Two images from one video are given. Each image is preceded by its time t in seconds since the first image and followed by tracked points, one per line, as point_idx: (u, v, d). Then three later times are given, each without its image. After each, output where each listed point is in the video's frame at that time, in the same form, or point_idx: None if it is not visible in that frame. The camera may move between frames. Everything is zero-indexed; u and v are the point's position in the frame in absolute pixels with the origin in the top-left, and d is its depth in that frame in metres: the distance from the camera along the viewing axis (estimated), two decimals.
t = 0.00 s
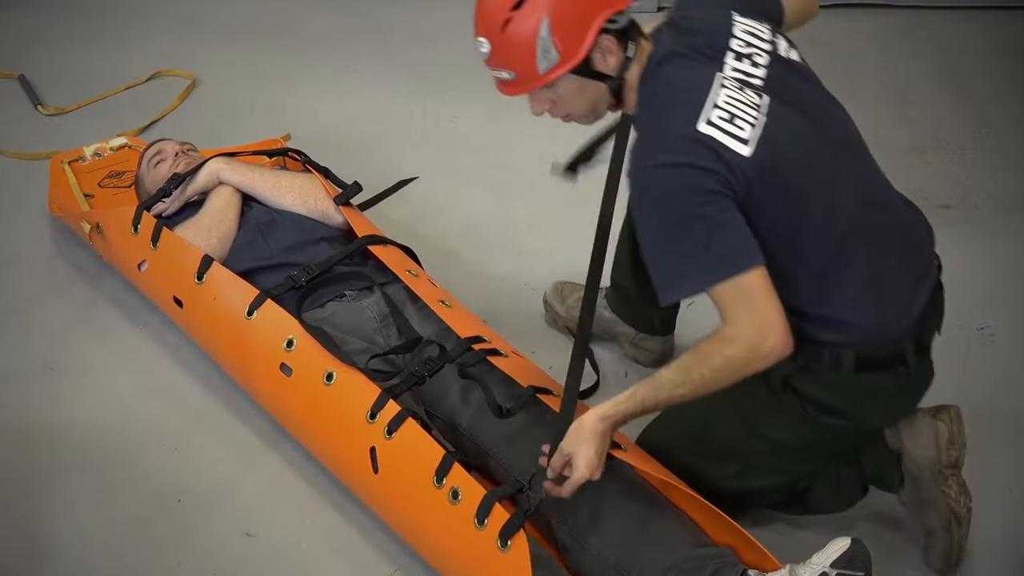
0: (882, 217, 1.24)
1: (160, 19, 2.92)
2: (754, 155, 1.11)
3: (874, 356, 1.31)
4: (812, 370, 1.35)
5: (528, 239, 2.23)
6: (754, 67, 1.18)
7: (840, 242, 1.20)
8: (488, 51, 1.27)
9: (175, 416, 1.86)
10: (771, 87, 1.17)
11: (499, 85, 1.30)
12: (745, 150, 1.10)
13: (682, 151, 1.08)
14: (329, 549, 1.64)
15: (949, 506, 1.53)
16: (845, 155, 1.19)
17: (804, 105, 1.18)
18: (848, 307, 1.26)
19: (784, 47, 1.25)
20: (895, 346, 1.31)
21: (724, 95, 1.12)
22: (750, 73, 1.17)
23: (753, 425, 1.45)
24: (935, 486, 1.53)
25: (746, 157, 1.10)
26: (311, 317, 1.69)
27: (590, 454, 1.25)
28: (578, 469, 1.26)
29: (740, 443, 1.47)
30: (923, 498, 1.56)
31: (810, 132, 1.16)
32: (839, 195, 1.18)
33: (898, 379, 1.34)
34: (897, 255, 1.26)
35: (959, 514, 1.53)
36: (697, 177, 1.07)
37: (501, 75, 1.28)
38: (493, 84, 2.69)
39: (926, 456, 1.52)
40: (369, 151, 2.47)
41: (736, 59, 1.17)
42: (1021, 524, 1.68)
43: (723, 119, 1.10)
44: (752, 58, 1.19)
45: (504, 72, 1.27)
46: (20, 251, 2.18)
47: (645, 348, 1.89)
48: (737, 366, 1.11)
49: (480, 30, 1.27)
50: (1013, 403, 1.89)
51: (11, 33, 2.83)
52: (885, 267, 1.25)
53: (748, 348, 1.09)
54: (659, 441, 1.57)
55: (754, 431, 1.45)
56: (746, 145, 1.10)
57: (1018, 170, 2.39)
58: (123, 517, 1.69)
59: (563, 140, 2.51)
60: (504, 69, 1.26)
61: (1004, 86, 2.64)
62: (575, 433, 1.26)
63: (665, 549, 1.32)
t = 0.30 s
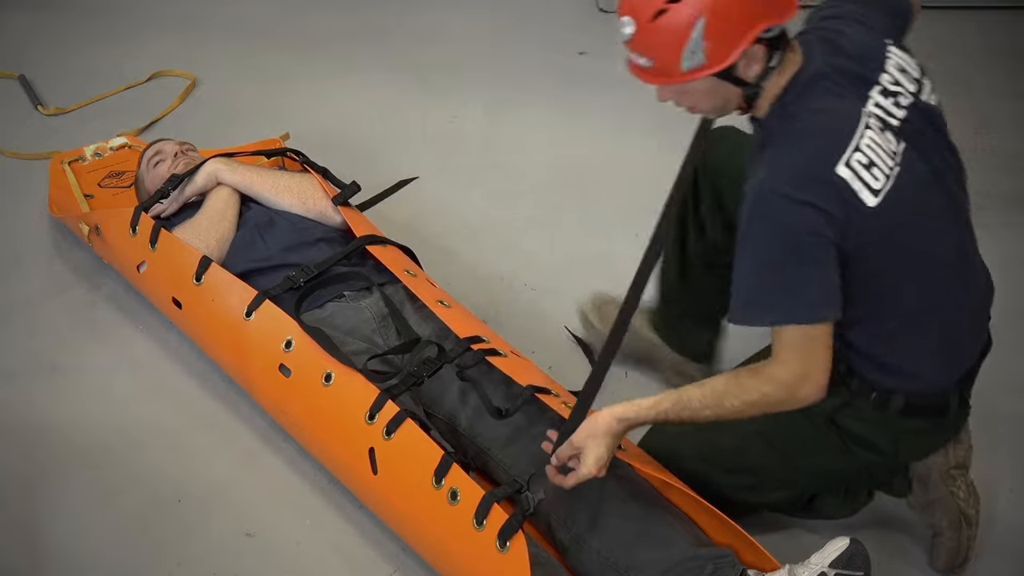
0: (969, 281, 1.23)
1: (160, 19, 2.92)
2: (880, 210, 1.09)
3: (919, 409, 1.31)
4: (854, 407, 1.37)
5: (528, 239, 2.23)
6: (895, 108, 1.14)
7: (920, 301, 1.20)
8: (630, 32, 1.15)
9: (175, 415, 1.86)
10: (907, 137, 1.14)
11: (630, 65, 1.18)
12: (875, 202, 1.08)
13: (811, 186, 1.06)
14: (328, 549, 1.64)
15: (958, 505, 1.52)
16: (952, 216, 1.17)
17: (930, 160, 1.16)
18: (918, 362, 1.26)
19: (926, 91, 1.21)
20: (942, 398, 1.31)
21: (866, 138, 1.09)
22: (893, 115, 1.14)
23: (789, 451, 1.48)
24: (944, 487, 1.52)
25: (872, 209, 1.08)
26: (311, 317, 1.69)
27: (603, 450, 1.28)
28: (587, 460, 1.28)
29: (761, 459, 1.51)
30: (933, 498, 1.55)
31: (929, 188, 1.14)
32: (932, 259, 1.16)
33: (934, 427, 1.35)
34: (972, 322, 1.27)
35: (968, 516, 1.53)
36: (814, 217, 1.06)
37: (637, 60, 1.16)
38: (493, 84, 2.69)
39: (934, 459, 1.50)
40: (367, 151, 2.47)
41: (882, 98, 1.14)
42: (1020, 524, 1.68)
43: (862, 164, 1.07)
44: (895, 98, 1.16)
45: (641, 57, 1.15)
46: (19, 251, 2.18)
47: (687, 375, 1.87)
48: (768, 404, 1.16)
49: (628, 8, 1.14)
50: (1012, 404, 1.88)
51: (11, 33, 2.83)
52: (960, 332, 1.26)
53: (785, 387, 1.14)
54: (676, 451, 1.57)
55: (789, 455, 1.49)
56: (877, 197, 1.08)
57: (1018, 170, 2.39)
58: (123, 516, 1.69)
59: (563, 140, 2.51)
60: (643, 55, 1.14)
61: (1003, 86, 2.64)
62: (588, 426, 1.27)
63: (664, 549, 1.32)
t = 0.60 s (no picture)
0: (985, 279, 1.26)
1: (160, 19, 2.92)
2: (906, 206, 1.11)
3: (946, 396, 1.32)
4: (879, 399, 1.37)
5: (528, 239, 2.23)
6: (931, 104, 1.15)
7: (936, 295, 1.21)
8: (678, 16, 1.16)
9: (176, 415, 1.86)
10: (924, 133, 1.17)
11: (673, 46, 1.20)
12: (900, 200, 1.10)
13: (843, 184, 1.08)
14: (329, 549, 1.64)
15: (972, 503, 1.55)
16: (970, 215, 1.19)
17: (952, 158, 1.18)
18: (936, 356, 1.28)
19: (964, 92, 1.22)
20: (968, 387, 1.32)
21: (898, 135, 1.10)
22: (930, 111, 1.15)
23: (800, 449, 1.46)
24: (960, 485, 1.54)
25: (898, 207, 1.10)
26: (313, 315, 1.70)
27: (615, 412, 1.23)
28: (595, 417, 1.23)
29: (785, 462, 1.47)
30: (947, 498, 1.56)
31: (954, 187, 1.15)
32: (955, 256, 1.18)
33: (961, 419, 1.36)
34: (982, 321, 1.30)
35: (980, 513, 1.56)
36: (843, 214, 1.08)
37: (681, 44, 1.18)
38: (492, 84, 2.69)
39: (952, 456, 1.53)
40: (367, 151, 2.47)
41: (921, 93, 1.14)
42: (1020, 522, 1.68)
43: (891, 161, 1.09)
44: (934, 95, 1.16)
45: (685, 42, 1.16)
46: (18, 251, 2.18)
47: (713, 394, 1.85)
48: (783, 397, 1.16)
49: None
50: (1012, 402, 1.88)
51: (11, 33, 2.83)
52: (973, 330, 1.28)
53: (802, 382, 1.14)
54: (694, 460, 1.54)
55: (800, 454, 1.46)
56: (903, 195, 1.10)
57: (1016, 171, 2.39)
58: (123, 516, 1.69)
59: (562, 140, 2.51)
60: (688, 40, 1.16)
61: (1000, 87, 2.65)
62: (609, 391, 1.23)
63: (664, 548, 1.32)
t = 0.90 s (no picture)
0: (983, 276, 1.24)
1: (161, 19, 2.93)
2: (909, 212, 1.08)
3: (927, 404, 1.31)
4: (865, 407, 1.35)
5: (527, 238, 2.23)
6: (920, 106, 1.14)
7: (933, 299, 1.19)
8: (657, 33, 1.14)
9: (175, 415, 1.86)
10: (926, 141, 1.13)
11: (652, 65, 1.19)
12: (903, 208, 1.07)
13: (844, 198, 1.04)
14: (329, 549, 1.64)
15: (969, 514, 1.53)
16: (968, 220, 1.17)
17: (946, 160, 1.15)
18: (931, 361, 1.27)
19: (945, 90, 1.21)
20: (952, 398, 1.32)
21: (893, 142, 1.08)
22: (919, 116, 1.13)
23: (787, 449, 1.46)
24: (955, 497, 1.52)
25: (902, 214, 1.07)
26: (312, 315, 1.70)
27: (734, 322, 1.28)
28: (734, 307, 1.27)
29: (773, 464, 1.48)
30: (943, 508, 1.54)
31: (946, 189, 1.13)
32: (952, 260, 1.17)
33: (945, 427, 1.35)
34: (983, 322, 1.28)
35: (979, 523, 1.54)
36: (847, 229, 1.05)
37: (662, 62, 1.16)
38: (492, 84, 2.69)
39: (946, 468, 1.50)
40: (366, 151, 2.47)
41: (909, 97, 1.13)
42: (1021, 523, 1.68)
43: (891, 170, 1.06)
44: (921, 96, 1.15)
45: (666, 60, 1.14)
46: (19, 251, 2.18)
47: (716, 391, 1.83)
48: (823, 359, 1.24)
49: (655, 9, 1.14)
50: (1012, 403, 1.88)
51: (11, 33, 2.83)
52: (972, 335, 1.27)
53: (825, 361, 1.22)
54: (691, 464, 1.55)
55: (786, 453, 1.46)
56: (905, 203, 1.07)
57: (1017, 170, 2.39)
58: (123, 516, 1.69)
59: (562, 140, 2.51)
60: (669, 58, 1.14)
61: (1000, 87, 2.65)
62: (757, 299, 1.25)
63: (665, 548, 1.32)
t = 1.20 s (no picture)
0: (965, 265, 1.26)
1: (161, 19, 2.93)
2: (895, 204, 1.10)
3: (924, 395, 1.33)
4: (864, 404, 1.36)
5: (527, 238, 2.24)
6: (865, 100, 1.18)
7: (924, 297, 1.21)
8: (602, 75, 1.14)
9: (175, 415, 1.86)
10: (891, 134, 1.16)
11: (601, 107, 1.19)
12: (889, 199, 1.09)
13: (838, 201, 1.05)
14: (328, 549, 1.64)
15: (968, 509, 1.54)
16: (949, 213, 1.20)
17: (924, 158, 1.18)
18: (926, 354, 1.28)
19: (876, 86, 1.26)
20: (948, 390, 1.33)
21: (861, 139, 1.10)
22: (870, 110, 1.17)
23: (786, 450, 1.46)
24: (954, 491, 1.53)
25: (889, 206, 1.09)
26: (312, 316, 1.70)
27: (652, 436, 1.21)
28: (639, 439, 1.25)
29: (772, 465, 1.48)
30: (942, 503, 1.55)
31: (924, 181, 1.16)
32: (939, 253, 1.18)
33: (943, 421, 1.37)
34: (972, 320, 1.29)
35: (979, 520, 1.54)
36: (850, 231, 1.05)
37: (610, 103, 1.16)
38: (492, 84, 2.69)
39: (945, 462, 1.51)
40: (367, 151, 2.47)
41: (854, 95, 1.17)
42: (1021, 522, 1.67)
43: (869, 165, 1.08)
44: (860, 93, 1.19)
45: (615, 101, 1.15)
46: (19, 251, 2.18)
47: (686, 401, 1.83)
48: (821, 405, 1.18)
49: (598, 52, 1.14)
50: (1012, 403, 1.88)
51: (12, 33, 2.83)
52: (961, 331, 1.28)
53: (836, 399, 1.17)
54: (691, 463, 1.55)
55: (787, 454, 1.46)
56: (890, 193, 1.09)
57: (1017, 171, 2.39)
58: (123, 516, 1.69)
59: (562, 139, 2.51)
60: (616, 98, 1.14)
61: (999, 87, 2.66)
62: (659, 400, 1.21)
63: (665, 549, 1.33)
